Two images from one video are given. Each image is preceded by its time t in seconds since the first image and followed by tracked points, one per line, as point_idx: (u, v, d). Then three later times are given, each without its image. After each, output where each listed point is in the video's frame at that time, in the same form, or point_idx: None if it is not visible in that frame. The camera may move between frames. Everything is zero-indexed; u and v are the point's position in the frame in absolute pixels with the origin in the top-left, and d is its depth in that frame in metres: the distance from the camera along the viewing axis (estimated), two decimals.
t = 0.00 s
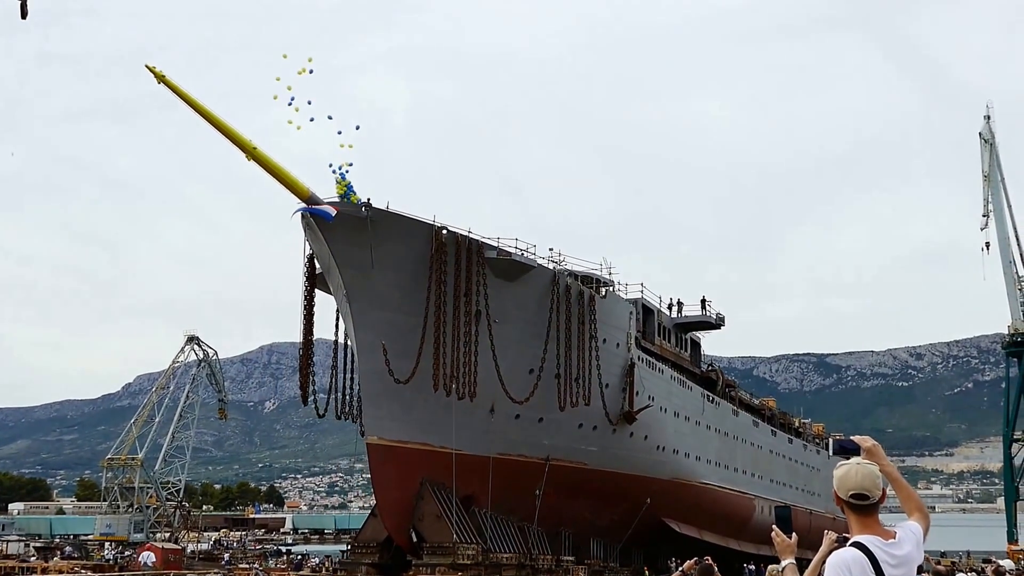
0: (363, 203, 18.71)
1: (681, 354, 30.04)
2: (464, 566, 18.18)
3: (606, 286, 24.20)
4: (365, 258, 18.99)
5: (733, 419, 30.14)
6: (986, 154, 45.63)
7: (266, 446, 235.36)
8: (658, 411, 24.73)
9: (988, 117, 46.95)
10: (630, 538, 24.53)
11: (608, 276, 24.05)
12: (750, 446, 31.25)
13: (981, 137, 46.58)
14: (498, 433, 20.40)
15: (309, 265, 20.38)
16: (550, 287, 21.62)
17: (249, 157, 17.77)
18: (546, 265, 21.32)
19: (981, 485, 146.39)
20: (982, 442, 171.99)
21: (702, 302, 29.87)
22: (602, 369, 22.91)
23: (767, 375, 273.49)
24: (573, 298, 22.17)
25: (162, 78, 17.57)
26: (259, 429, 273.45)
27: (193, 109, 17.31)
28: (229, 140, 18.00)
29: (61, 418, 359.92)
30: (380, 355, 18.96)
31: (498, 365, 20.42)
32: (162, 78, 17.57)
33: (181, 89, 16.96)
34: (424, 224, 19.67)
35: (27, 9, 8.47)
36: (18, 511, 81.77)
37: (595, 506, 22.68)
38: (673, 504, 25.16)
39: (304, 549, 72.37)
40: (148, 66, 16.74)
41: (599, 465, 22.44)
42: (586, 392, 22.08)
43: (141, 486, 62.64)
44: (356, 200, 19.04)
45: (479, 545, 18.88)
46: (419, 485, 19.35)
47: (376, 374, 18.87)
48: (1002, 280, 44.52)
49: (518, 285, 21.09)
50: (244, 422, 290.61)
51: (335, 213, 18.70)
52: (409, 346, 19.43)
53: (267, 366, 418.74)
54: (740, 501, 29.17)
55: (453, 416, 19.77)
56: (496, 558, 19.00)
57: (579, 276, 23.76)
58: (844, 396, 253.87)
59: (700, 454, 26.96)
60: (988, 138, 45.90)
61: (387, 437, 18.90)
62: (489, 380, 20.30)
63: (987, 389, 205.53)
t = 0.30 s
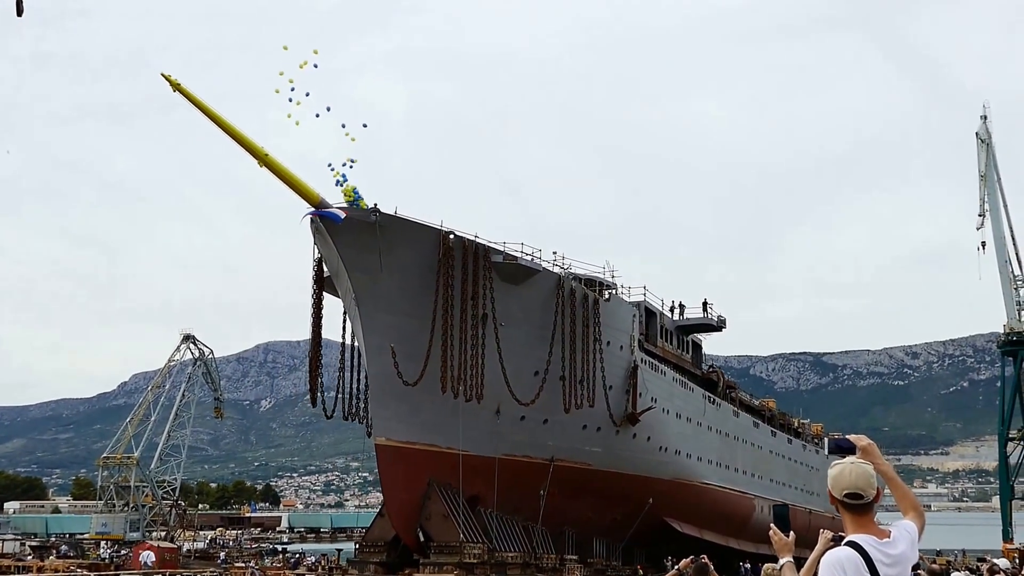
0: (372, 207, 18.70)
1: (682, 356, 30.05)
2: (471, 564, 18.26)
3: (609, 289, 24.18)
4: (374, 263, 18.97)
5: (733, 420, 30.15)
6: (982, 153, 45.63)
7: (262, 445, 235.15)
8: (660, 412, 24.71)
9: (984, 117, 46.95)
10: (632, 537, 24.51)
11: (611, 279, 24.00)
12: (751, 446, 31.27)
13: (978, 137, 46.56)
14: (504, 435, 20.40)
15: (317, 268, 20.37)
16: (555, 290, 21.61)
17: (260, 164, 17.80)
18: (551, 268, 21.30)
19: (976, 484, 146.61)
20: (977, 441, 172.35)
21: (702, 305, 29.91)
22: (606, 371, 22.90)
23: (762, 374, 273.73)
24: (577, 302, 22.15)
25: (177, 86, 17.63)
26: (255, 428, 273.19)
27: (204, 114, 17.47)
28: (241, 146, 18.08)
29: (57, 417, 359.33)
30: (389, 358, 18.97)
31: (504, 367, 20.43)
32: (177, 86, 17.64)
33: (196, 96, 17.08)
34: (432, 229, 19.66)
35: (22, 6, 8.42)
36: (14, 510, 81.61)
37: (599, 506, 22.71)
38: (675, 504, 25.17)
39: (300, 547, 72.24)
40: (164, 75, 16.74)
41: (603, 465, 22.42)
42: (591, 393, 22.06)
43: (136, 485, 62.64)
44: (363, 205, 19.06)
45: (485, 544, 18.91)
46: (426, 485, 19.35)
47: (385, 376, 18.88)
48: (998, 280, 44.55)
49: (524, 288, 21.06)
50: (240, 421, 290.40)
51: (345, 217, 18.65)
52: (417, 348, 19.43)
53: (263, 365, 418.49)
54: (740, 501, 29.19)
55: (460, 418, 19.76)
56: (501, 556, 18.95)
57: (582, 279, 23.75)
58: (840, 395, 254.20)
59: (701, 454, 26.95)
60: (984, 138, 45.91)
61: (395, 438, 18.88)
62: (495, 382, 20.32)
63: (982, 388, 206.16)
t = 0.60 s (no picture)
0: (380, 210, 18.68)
1: (683, 355, 30.04)
2: (477, 561, 18.26)
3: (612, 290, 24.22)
4: (381, 265, 18.95)
5: (733, 418, 30.14)
6: (977, 151, 45.71)
7: (258, 442, 234.99)
8: (662, 411, 24.74)
9: (979, 115, 46.98)
10: (634, 534, 24.51)
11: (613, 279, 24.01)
12: (750, 445, 31.29)
13: (973, 134, 46.63)
14: (509, 433, 20.39)
15: (324, 269, 20.33)
16: (559, 291, 21.63)
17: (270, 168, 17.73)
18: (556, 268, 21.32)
19: (972, 481, 147.04)
20: (972, 437, 172.97)
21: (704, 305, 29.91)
22: (609, 370, 22.90)
23: (758, 371, 274.03)
24: (581, 302, 22.17)
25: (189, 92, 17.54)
26: (251, 424, 272.84)
27: (214, 118, 17.29)
28: (250, 150, 18.01)
29: (52, 414, 358.70)
30: (397, 358, 18.96)
31: (509, 366, 20.43)
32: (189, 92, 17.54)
33: (209, 103, 16.92)
34: (438, 231, 19.68)
35: (17, 2, 8.33)
36: (9, 507, 81.40)
37: (601, 504, 22.71)
38: (676, 501, 25.17)
39: (295, 544, 72.12)
40: (178, 82, 16.65)
41: (607, 463, 22.43)
42: (594, 392, 22.06)
43: (132, 481, 62.53)
44: (371, 207, 19.01)
45: (490, 541, 18.96)
46: (432, 483, 19.34)
47: (392, 376, 18.85)
48: (993, 277, 44.64)
49: (528, 289, 21.08)
50: (236, 418, 290.17)
51: (352, 217, 18.71)
52: (424, 348, 19.44)
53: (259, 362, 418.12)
54: (740, 498, 29.20)
55: (465, 417, 19.76)
56: (506, 554, 18.98)
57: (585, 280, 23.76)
58: (835, 392, 254.67)
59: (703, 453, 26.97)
60: (979, 136, 45.97)
61: (402, 436, 18.88)
62: (501, 381, 20.32)
63: (978, 385, 206.73)
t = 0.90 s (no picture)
0: (390, 210, 18.65)
1: (685, 353, 30.04)
2: (483, 556, 18.45)
3: (616, 288, 24.18)
4: (390, 265, 18.95)
5: (734, 414, 30.16)
6: (974, 146, 45.72)
7: (254, 436, 234.88)
8: (665, 408, 24.73)
9: (976, 110, 47.00)
10: (636, 529, 24.58)
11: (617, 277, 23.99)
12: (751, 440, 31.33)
13: (970, 129, 46.63)
14: (515, 430, 20.44)
15: (333, 269, 20.36)
16: (565, 289, 21.59)
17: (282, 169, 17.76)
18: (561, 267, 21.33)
19: (967, 475, 147.50)
20: (968, 432, 173.44)
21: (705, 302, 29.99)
22: (613, 367, 22.88)
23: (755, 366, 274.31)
24: (586, 300, 22.15)
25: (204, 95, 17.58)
26: (247, 419, 272.76)
27: (228, 120, 17.43)
28: (263, 151, 18.06)
29: (48, 408, 358.34)
30: (405, 356, 19.00)
31: (515, 364, 20.44)
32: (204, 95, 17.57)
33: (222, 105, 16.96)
34: (445, 231, 19.66)
35: None
36: (5, 501, 81.29)
37: (605, 500, 22.77)
38: (678, 496, 25.21)
39: (291, 538, 72.16)
40: (192, 85, 16.67)
41: (610, 459, 22.47)
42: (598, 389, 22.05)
43: (129, 476, 62.54)
44: (382, 207, 18.97)
45: (496, 536, 19.15)
46: (439, 478, 19.45)
47: (400, 374, 18.91)
48: (989, 272, 44.70)
49: (534, 288, 21.07)
50: (232, 412, 290.17)
51: (362, 217, 18.68)
52: (432, 346, 19.47)
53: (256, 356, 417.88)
54: (740, 494, 29.26)
55: (472, 414, 19.80)
56: (511, 548, 19.12)
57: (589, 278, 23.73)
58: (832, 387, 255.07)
59: (704, 449, 27.01)
60: (976, 130, 45.98)
61: (409, 433, 19.02)
62: (506, 378, 20.33)
63: (973, 379, 207.22)
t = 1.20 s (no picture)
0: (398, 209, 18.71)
1: (685, 348, 30.03)
2: (489, 548, 18.67)
3: (617, 284, 24.13)
4: (398, 263, 19.03)
5: (733, 409, 30.14)
6: (971, 138, 45.70)
7: (250, 429, 234.84)
8: (666, 403, 24.73)
9: (973, 102, 47.00)
10: (638, 522, 24.59)
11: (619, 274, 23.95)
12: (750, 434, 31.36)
13: (966, 121, 46.60)
14: (520, 426, 20.48)
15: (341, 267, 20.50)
16: (569, 286, 21.57)
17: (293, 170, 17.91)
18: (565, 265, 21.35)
19: (962, 468, 148.09)
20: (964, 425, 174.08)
21: (707, 297, 29.93)
22: (616, 363, 22.86)
23: (751, 358, 274.43)
24: (589, 298, 22.13)
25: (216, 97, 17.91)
26: (244, 412, 272.60)
27: (238, 120, 17.63)
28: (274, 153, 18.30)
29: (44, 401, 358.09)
30: (413, 353, 19.07)
31: (520, 360, 20.44)
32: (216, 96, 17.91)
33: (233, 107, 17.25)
34: (452, 230, 19.68)
35: None
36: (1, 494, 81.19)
37: (608, 494, 22.83)
38: (679, 490, 25.24)
39: (288, 530, 72.17)
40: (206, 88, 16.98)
41: (613, 454, 22.50)
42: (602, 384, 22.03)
43: (125, 469, 62.49)
44: (390, 205, 18.97)
45: (501, 530, 19.25)
46: (445, 473, 19.52)
47: (408, 370, 18.97)
48: (985, 264, 44.73)
49: (538, 286, 21.09)
50: (229, 405, 290.18)
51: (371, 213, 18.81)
52: (440, 343, 19.52)
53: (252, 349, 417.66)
54: (740, 488, 29.28)
55: (478, 409, 19.84)
56: (517, 542, 19.21)
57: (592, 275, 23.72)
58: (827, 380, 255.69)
59: (705, 443, 27.02)
60: (972, 122, 45.94)
61: (418, 428, 19.07)
62: (512, 373, 20.34)
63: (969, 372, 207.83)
